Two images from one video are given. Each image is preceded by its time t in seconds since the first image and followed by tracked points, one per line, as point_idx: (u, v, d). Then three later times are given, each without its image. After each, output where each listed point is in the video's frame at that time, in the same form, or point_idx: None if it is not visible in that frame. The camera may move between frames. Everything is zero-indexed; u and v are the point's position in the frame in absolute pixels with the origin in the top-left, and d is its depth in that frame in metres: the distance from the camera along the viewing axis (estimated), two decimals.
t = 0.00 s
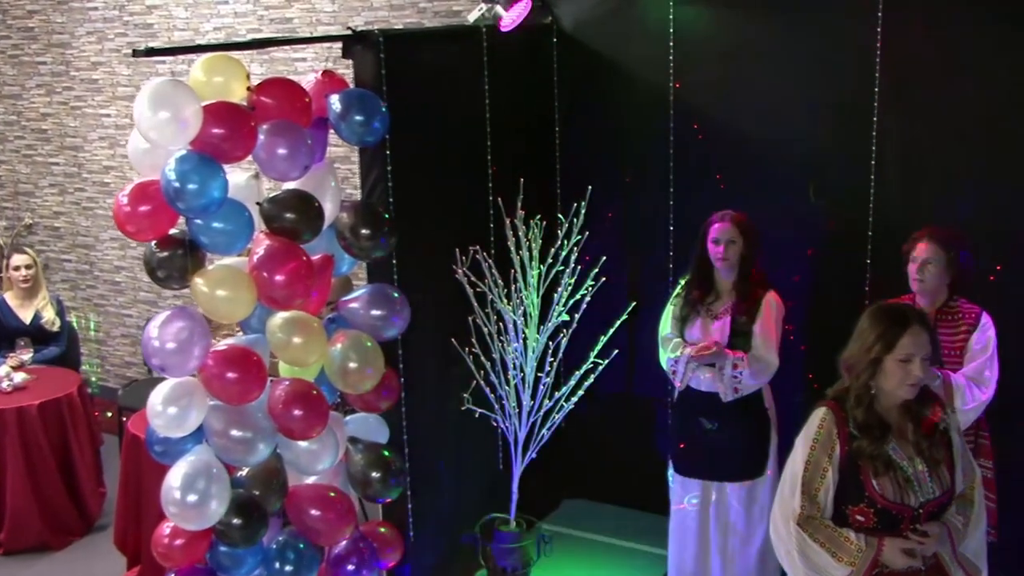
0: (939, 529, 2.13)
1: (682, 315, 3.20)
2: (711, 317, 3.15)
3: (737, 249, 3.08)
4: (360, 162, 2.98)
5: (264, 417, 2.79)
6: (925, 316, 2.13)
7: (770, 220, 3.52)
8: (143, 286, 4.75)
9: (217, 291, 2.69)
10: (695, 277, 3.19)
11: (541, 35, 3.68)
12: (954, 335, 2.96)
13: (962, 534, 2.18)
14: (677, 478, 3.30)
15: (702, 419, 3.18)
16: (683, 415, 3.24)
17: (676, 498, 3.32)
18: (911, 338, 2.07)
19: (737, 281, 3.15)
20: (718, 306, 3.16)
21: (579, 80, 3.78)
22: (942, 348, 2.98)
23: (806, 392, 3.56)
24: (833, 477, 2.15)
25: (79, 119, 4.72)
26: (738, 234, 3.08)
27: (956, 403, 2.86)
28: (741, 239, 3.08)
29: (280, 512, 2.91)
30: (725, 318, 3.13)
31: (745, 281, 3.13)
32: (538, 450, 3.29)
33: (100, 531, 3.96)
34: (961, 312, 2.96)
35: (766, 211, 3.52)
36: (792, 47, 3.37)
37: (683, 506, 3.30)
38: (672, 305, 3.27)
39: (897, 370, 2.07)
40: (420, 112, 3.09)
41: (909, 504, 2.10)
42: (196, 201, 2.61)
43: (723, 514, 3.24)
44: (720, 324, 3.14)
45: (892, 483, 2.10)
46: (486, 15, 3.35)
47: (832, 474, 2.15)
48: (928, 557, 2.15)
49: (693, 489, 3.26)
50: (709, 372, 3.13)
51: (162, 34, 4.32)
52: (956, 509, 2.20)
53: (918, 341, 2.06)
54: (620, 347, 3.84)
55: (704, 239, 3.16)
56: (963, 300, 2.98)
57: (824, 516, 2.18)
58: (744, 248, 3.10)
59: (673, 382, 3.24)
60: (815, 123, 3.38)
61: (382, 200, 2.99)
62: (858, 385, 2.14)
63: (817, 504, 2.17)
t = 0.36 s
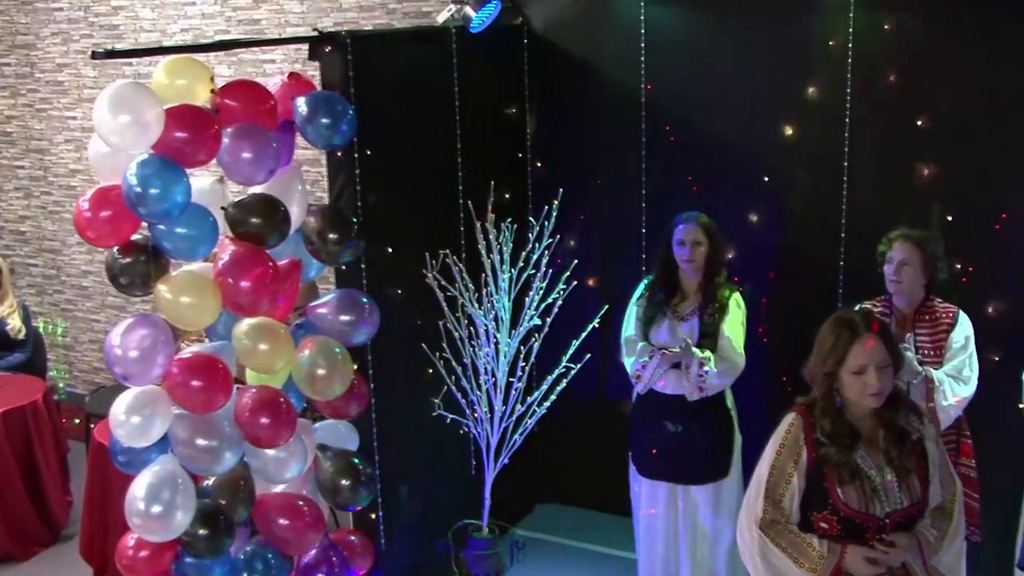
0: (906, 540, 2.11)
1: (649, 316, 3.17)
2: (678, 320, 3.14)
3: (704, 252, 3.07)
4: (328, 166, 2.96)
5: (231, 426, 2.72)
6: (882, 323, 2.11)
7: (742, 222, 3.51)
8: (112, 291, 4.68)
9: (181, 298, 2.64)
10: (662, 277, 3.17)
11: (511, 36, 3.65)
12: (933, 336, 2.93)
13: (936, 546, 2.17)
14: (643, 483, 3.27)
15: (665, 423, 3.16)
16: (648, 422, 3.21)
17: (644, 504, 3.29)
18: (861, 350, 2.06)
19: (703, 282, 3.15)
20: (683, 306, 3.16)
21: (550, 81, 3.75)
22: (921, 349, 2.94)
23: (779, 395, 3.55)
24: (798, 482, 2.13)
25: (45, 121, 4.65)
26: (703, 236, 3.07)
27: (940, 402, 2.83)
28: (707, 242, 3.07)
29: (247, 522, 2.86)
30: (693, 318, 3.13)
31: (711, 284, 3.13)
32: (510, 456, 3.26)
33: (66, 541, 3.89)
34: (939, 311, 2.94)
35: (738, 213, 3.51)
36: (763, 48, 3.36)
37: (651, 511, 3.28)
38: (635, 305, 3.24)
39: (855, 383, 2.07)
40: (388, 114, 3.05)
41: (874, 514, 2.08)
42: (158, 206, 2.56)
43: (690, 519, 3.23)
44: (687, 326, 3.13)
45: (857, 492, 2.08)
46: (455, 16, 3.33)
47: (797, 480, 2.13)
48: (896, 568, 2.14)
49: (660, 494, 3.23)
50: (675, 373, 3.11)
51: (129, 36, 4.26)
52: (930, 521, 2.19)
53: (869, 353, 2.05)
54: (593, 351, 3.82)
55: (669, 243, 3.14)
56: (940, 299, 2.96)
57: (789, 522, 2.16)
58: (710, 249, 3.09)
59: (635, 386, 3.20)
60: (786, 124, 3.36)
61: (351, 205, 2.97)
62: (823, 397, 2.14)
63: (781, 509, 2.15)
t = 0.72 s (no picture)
0: (868, 553, 2.06)
1: (613, 325, 3.14)
2: (642, 326, 3.13)
3: (665, 254, 3.06)
4: (294, 171, 2.91)
5: (195, 436, 2.67)
6: (841, 327, 2.11)
7: (712, 225, 3.49)
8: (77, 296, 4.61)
9: (141, 306, 2.57)
10: (624, 285, 3.16)
11: (479, 37, 3.62)
12: (913, 340, 2.90)
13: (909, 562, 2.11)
14: (609, 487, 3.24)
15: (633, 430, 3.14)
16: (615, 428, 3.18)
17: (612, 511, 3.25)
18: (812, 355, 2.07)
19: (664, 287, 3.15)
20: (646, 313, 3.14)
21: (519, 83, 3.72)
22: (903, 354, 2.90)
23: (750, 399, 3.54)
24: (760, 484, 2.14)
25: (7, 125, 4.58)
26: (663, 239, 3.07)
27: (926, 405, 2.84)
28: (667, 246, 3.07)
29: (212, 533, 2.80)
30: (657, 328, 3.11)
31: (672, 288, 3.14)
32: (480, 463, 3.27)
33: (29, 553, 3.82)
34: (917, 314, 2.91)
35: (708, 216, 3.49)
36: (732, 49, 3.34)
37: (619, 518, 3.25)
38: (597, 312, 3.21)
39: (811, 388, 2.08)
40: (354, 118, 3.01)
41: (832, 523, 2.07)
42: (116, 212, 2.49)
43: (656, 525, 3.22)
44: (652, 333, 3.11)
45: (815, 498, 2.08)
46: (422, 18, 3.29)
47: (759, 482, 2.15)
48: None
49: (627, 501, 3.21)
50: (643, 381, 3.10)
51: (93, 38, 4.20)
52: (905, 537, 2.13)
53: (818, 357, 2.07)
54: (562, 357, 3.81)
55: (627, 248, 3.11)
56: (916, 302, 2.93)
57: (752, 525, 2.16)
58: (670, 253, 3.10)
59: (602, 394, 3.17)
60: (757, 126, 3.35)
61: (317, 208, 2.92)
62: (787, 401, 2.15)
63: (742, 510, 2.16)
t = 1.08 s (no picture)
0: (829, 563, 2.03)
1: (587, 334, 3.12)
2: (616, 329, 3.13)
3: (636, 255, 3.08)
4: (261, 174, 2.86)
5: (159, 445, 2.59)
6: (819, 332, 2.07)
7: (685, 227, 3.47)
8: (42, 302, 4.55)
9: (103, 313, 2.50)
10: (592, 291, 3.14)
11: (449, 38, 3.59)
12: (892, 341, 2.89)
13: None
14: (586, 497, 3.21)
15: (611, 435, 3.12)
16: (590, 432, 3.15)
17: (590, 517, 3.22)
18: (783, 358, 2.06)
19: (630, 288, 3.17)
20: (616, 317, 3.15)
21: (490, 84, 3.69)
22: (880, 354, 2.90)
23: (724, 402, 3.53)
24: (730, 484, 2.15)
25: None
26: (635, 240, 3.08)
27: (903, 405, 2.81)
28: (638, 246, 3.08)
29: (178, 544, 2.71)
30: (632, 329, 3.13)
31: (640, 289, 3.16)
32: (453, 468, 3.29)
33: None
34: (895, 317, 2.90)
35: (681, 218, 3.47)
36: (704, 49, 3.32)
37: (597, 523, 3.22)
38: (564, 322, 3.18)
39: (782, 390, 2.06)
40: (321, 120, 2.97)
41: (794, 528, 2.06)
42: (77, 218, 2.42)
43: (636, 530, 3.20)
44: (627, 335, 3.12)
45: (779, 501, 2.08)
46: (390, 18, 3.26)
47: (730, 482, 2.15)
48: None
49: (606, 506, 3.19)
50: (621, 385, 3.09)
51: (57, 39, 4.14)
52: (876, 551, 2.08)
53: (789, 358, 2.05)
54: (535, 361, 3.80)
55: (598, 251, 3.08)
56: (894, 305, 2.93)
57: (722, 525, 2.15)
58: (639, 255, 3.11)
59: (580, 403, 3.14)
60: (729, 128, 3.33)
61: (284, 212, 2.87)
62: (763, 403, 2.14)
63: (713, 508, 2.16)
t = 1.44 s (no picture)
0: (801, 569, 2.00)
1: (563, 339, 3.08)
2: (594, 332, 3.11)
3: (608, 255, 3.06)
4: (230, 178, 2.83)
5: (127, 453, 2.50)
6: (812, 335, 2.07)
7: (661, 229, 3.45)
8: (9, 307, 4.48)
9: (68, 320, 2.39)
10: (564, 296, 3.09)
11: (422, 39, 3.57)
12: (868, 343, 2.87)
13: None
14: (569, 502, 3.18)
15: (594, 439, 3.09)
16: (568, 436, 3.13)
17: (574, 525, 3.18)
18: (775, 355, 2.04)
19: (605, 291, 3.16)
20: (592, 319, 3.12)
21: (464, 85, 3.67)
22: (858, 356, 2.87)
23: (700, 404, 3.51)
24: (706, 485, 2.14)
25: None
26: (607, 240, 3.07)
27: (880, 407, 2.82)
28: (608, 245, 3.06)
29: (147, 554, 2.62)
30: (609, 330, 3.12)
31: (614, 290, 3.16)
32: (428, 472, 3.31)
33: None
34: (872, 318, 2.89)
35: (656, 220, 3.45)
36: (678, 49, 3.31)
37: (582, 532, 3.18)
38: (536, 328, 3.14)
39: (767, 387, 2.04)
40: (292, 123, 2.94)
41: (766, 531, 2.04)
42: (41, 224, 2.31)
43: (618, 534, 3.18)
44: (605, 337, 3.11)
45: (751, 503, 2.06)
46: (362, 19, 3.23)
47: (705, 482, 2.14)
48: None
49: (589, 510, 3.16)
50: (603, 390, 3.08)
51: (24, 39, 4.09)
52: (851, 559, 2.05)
53: (783, 357, 2.03)
54: (509, 364, 3.79)
55: (569, 254, 3.07)
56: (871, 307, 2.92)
57: (699, 526, 2.14)
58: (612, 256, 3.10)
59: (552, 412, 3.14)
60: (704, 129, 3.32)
61: (255, 216, 2.83)
62: (744, 403, 2.14)
63: (689, 507, 2.15)
